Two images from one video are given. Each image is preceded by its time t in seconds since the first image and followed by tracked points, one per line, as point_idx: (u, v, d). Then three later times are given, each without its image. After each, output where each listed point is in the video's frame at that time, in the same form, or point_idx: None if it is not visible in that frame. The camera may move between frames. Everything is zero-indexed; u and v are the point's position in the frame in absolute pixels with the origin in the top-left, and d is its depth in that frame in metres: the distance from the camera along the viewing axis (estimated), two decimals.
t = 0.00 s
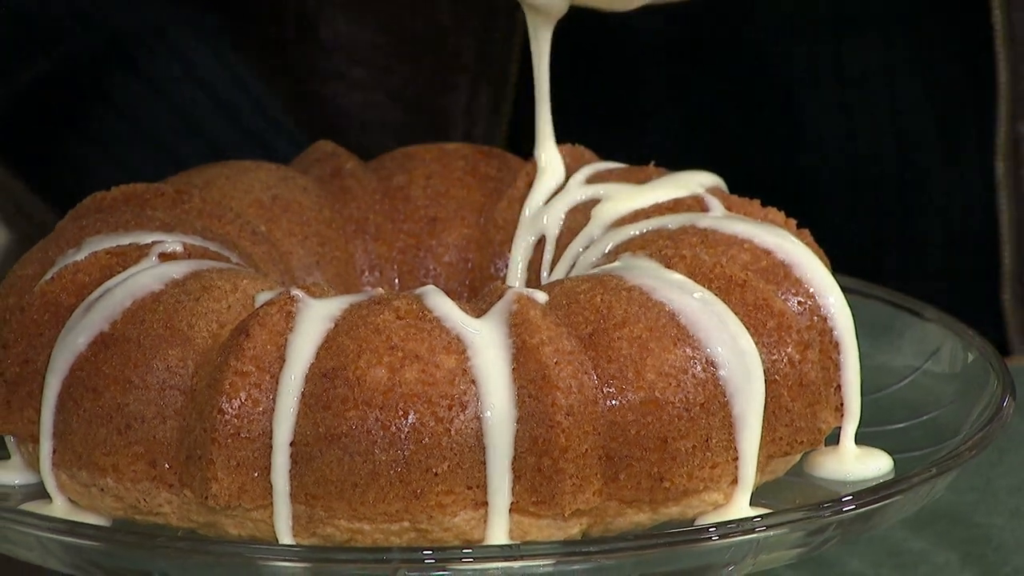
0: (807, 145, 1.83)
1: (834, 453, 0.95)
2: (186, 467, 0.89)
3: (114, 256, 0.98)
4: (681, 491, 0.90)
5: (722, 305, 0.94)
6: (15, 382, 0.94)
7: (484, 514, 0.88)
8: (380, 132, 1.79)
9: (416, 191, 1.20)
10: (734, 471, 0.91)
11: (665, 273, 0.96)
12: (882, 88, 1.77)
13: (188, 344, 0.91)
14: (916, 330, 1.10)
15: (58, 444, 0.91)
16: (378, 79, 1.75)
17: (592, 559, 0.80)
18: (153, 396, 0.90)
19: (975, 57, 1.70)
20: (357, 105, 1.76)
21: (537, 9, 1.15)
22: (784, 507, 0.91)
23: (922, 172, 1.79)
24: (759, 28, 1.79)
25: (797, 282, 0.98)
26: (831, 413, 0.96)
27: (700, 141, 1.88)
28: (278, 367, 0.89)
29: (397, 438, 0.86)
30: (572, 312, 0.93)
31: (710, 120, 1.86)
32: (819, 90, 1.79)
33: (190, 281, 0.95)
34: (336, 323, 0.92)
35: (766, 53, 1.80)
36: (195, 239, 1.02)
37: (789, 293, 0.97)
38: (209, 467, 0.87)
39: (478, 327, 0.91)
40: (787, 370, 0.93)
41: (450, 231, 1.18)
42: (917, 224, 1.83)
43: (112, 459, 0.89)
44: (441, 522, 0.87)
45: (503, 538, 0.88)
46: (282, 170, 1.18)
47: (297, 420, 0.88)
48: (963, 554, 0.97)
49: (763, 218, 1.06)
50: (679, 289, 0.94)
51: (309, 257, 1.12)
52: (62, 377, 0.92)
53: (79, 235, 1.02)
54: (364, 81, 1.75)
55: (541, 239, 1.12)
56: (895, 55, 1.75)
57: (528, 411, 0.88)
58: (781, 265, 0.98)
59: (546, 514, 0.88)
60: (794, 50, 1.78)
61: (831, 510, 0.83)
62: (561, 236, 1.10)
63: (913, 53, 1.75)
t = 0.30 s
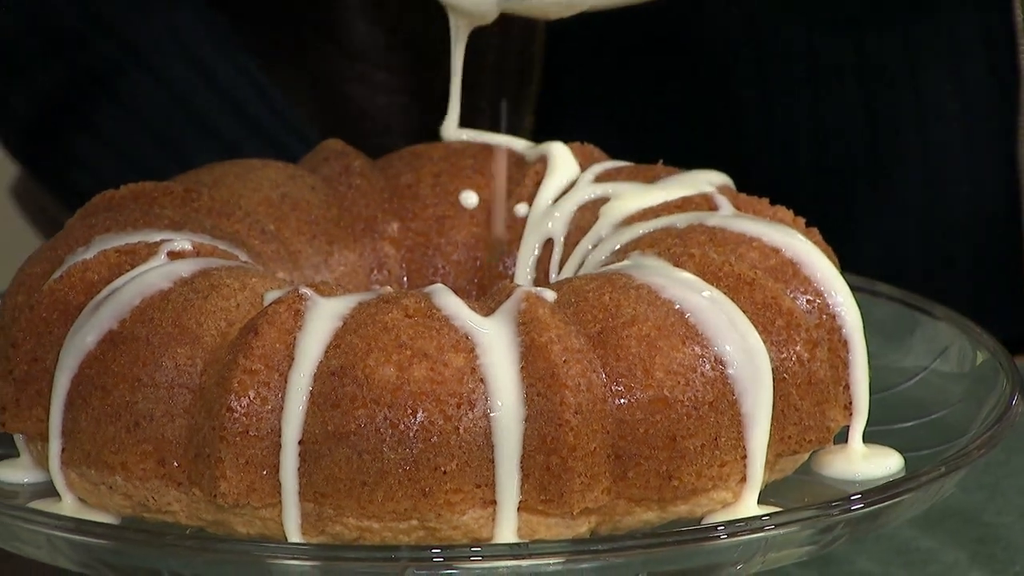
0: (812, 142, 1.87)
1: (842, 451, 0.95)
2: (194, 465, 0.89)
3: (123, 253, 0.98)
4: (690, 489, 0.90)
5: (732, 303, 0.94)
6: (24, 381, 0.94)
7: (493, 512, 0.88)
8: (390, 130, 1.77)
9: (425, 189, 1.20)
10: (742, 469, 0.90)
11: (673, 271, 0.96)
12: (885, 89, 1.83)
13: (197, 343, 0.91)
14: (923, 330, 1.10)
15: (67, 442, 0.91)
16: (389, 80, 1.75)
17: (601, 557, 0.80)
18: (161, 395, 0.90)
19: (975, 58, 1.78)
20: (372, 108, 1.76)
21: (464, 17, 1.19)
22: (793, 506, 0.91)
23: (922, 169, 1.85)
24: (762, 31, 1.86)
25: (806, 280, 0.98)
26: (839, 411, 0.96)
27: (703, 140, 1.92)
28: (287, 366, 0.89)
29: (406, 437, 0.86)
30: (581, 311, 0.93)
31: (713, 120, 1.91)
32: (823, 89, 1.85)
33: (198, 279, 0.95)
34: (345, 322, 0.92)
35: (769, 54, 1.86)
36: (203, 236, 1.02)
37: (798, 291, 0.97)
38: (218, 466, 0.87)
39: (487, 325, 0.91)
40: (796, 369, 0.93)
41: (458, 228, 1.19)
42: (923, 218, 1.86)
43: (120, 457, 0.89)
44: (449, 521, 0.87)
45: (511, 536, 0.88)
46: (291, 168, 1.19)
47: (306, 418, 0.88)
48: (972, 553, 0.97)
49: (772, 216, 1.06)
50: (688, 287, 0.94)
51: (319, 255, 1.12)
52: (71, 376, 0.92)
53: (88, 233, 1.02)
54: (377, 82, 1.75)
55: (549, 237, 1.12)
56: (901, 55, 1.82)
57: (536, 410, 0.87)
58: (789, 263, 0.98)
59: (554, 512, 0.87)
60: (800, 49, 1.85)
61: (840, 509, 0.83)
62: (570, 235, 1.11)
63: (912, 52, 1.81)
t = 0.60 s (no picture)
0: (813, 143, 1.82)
1: (854, 449, 0.95)
2: (206, 463, 0.89)
3: (135, 253, 0.98)
4: (701, 488, 0.90)
5: (742, 303, 0.94)
6: (35, 380, 0.95)
7: (504, 511, 0.88)
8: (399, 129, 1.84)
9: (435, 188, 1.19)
10: (753, 468, 0.90)
11: (684, 271, 0.96)
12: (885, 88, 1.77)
13: (208, 341, 0.91)
14: (933, 329, 1.10)
15: (78, 441, 0.91)
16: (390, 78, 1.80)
17: (611, 556, 0.80)
18: (172, 394, 0.90)
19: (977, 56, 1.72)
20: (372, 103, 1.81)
21: (466, 39, 1.11)
22: (804, 505, 0.91)
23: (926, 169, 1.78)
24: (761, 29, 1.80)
25: (817, 279, 0.98)
26: (850, 410, 0.96)
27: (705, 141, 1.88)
28: (298, 364, 0.89)
29: (417, 435, 0.86)
30: (592, 310, 0.93)
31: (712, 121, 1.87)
32: (823, 88, 1.79)
33: (209, 278, 0.95)
34: (357, 320, 0.92)
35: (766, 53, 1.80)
36: (214, 235, 1.03)
37: (809, 290, 0.97)
38: (229, 465, 0.87)
39: (498, 324, 0.91)
40: (807, 368, 0.93)
41: (469, 228, 1.19)
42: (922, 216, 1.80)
43: (132, 456, 0.89)
44: (460, 520, 0.87)
45: (522, 535, 0.88)
46: (302, 166, 1.19)
47: (317, 417, 0.88)
48: (984, 552, 0.97)
49: (783, 216, 1.06)
50: (698, 287, 0.94)
51: (329, 254, 1.12)
52: (82, 374, 0.92)
53: (99, 232, 1.02)
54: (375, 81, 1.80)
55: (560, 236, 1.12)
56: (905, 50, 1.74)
57: (547, 409, 0.88)
58: (800, 263, 0.98)
59: (565, 511, 0.87)
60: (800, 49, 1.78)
61: (851, 508, 0.83)
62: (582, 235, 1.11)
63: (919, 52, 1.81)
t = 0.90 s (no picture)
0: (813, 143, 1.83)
1: (866, 449, 0.95)
2: (218, 463, 0.89)
3: (147, 253, 0.98)
4: (713, 488, 0.89)
5: (754, 302, 0.94)
6: (48, 379, 0.95)
7: (517, 511, 0.88)
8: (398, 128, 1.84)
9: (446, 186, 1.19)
10: (766, 468, 0.90)
11: (697, 271, 0.96)
12: (885, 88, 1.73)
13: (220, 341, 0.91)
14: (947, 330, 1.10)
15: (91, 441, 0.91)
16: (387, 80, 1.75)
17: (624, 556, 0.80)
18: (185, 393, 0.90)
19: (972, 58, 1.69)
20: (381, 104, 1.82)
21: (445, 25, 1.11)
22: (817, 505, 0.91)
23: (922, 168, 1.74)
24: (758, 29, 1.84)
25: (829, 280, 0.98)
26: (863, 410, 0.96)
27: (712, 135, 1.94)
28: (310, 364, 0.89)
29: (429, 435, 0.86)
30: (604, 310, 0.93)
31: (721, 117, 1.92)
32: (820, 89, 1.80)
33: (220, 278, 0.95)
34: (369, 320, 0.92)
35: (767, 51, 1.84)
36: (226, 235, 1.03)
37: (821, 290, 0.97)
38: (242, 464, 0.87)
39: (510, 323, 0.91)
40: (820, 368, 0.93)
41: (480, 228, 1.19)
42: (925, 219, 1.76)
43: (144, 456, 0.89)
44: (472, 519, 0.87)
45: (535, 535, 0.88)
46: (313, 166, 1.19)
47: (329, 417, 0.88)
48: (996, 552, 0.97)
49: (795, 215, 1.06)
50: (710, 286, 0.94)
51: (341, 254, 1.13)
52: (95, 375, 0.92)
53: (112, 232, 1.02)
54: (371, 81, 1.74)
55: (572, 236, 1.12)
56: (911, 53, 1.70)
57: (559, 408, 0.87)
58: (812, 263, 0.98)
59: (578, 511, 0.87)
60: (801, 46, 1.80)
61: (864, 507, 0.83)
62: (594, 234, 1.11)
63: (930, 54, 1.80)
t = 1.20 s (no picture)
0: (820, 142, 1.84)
1: (880, 449, 0.95)
2: (231, 462, 0.89)
3: (160, 252, 0.98)
4: (727, 488, 0.89)
5: (768, 302, 0.94)
6: (62, 378, 0.95)
7: (530, 510, 0.88)
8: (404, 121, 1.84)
9: (459, 184, 1.20)
10: (779, 468, 0.90)
11: (710, 270, 0.96)
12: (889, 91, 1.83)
13: (234, 340, 0.91)
14: (960, 330, 1.10)
15: (104, 440, 0.91)
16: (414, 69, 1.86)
17: (637, 555, 0.80)
18: (199, 392, 0.90)
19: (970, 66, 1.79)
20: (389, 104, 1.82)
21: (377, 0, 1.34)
22: (830, 505, 0.91)
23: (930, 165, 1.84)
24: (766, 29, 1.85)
25: (842, 279, 0.98)
26: (876, 410, 0.96)
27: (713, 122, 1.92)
28: (324, 364, 0.89)
29: (442, 434, 0.86)
30: (617, 309, 0.93)
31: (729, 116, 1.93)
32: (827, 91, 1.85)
33: (234, 278, 0.95)
34: (382, 320, 0.92)
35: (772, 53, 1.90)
36: (239, 234, 1.03)
37: (834, 290, 0.97)
38: (255, 464, 0.87)
39: (523, 323, 0.91)
40: (833, 368, 0.93)
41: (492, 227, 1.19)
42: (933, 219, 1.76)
43: (157, 455, 0.89)
44: (486, 519, 0.87)
45: (548, 535, 0.88)
46: (325, 166, 1.19)
47: (342, 417, 0.88)
48: (1010, 552, 0.97)
49: (808, 215, 1.06)
50: (722, 285, 0.95)
51: (354, 253, 1.13)
52: (108, 374, 0.92)
53: (125, 231, 1.02)
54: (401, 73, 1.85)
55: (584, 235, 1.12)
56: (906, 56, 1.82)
57: (572, 408, 0.87)
58: (824, 262, 0.98)
59: (591, 510, 0.87)
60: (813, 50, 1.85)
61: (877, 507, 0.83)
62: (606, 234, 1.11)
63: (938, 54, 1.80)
